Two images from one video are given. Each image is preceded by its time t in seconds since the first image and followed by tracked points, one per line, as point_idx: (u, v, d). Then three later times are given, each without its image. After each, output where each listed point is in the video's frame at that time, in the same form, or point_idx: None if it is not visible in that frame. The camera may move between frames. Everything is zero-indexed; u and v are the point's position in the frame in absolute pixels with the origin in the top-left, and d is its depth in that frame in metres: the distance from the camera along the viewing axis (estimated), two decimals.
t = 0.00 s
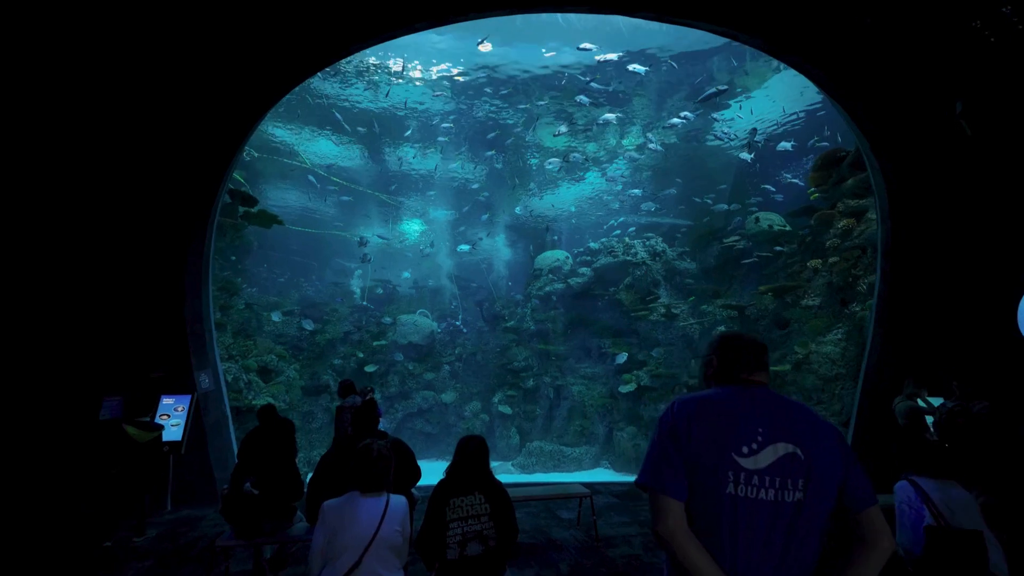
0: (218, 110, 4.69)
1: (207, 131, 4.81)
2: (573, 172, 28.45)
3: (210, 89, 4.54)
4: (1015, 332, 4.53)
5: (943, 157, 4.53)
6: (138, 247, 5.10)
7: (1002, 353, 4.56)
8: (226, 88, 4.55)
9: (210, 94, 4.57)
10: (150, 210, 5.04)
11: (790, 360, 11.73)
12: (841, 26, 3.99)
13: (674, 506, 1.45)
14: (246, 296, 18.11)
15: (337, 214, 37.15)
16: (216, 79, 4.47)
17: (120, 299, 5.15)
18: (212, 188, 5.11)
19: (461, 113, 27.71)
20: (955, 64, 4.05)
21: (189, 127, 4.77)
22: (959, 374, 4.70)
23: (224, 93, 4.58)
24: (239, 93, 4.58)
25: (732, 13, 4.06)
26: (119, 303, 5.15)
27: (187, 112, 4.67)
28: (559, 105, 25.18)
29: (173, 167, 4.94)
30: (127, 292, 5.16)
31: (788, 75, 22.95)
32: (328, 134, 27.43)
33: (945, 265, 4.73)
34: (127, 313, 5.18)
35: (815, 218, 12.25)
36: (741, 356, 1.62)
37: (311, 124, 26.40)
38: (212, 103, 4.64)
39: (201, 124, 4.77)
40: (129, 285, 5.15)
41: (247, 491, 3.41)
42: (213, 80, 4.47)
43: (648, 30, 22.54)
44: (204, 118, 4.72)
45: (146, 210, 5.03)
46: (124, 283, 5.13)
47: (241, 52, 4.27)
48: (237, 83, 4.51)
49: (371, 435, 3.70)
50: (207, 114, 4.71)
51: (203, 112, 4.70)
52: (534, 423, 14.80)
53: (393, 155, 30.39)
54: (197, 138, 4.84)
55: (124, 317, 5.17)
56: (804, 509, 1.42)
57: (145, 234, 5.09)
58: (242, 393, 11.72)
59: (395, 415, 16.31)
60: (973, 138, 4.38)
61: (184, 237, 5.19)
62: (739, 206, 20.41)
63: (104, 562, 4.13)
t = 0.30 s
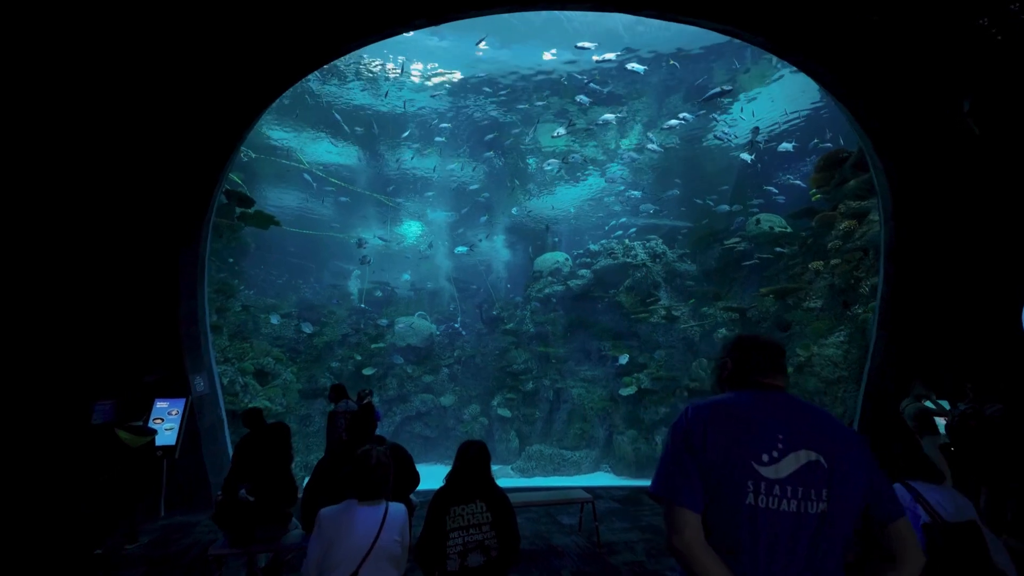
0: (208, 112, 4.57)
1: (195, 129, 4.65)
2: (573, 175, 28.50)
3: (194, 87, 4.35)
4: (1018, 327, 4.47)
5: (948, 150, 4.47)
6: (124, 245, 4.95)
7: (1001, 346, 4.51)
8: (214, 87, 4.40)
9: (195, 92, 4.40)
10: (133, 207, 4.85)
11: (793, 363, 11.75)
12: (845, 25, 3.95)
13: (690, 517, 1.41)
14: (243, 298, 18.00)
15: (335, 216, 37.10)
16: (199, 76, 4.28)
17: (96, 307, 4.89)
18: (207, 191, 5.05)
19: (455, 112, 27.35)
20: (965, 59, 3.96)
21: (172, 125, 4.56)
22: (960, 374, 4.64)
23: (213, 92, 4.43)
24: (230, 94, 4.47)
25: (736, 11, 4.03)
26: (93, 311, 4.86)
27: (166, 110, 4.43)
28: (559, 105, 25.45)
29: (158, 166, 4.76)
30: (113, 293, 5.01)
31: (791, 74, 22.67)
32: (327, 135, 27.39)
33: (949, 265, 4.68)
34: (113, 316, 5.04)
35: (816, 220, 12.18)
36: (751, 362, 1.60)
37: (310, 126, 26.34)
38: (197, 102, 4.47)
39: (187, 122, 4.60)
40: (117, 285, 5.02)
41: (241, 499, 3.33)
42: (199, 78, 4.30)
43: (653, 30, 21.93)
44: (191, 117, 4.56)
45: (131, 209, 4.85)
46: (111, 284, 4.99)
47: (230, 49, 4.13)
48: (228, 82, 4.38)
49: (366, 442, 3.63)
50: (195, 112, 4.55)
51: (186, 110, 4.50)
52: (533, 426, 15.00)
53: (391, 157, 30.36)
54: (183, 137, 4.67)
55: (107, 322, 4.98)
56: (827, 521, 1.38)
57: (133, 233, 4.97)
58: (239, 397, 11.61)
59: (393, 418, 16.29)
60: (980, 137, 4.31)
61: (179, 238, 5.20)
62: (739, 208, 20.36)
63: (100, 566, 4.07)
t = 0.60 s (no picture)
0: (207, 109, 4.47)
1: (193, 127, 4.56)
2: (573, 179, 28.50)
3: (192, 86, 4.29)
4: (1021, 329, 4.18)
5: (951, 151, 4.38)
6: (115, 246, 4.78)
7: (1000, 346, 4.28)
8: (212, 86, 4.33)
9: (192, 91, 4.33)
10: (125, 207, 4.71)
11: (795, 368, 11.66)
12: (849, 22, 3.97)
13: (709, 533, 1.41)
14: (241, 301, 17.93)
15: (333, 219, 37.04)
16: (196, 75, 4.22)
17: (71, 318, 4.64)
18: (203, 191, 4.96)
19: (454, 115, 26.68)
20: (965, 63, 3.98)
21: (169, 124, 4.48)
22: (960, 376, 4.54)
23: (210, 91, 4.37)
24: (229, 92, 4.39)
25: (737, 11, 4.10)
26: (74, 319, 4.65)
27: (164, 109, 4.38)
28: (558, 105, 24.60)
29: (154, 164, 4.65)
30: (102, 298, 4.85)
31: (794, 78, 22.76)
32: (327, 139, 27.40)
33: (954, 271, 4.57)
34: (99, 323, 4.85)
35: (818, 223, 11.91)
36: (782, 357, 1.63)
37: (310, 129, 26.30)
38: (195, 100, 4.40)
39: (184, 120, 4.51)
40: (110, 288, 4.87)
41: (235, 508, 3.25)
42: (197, 77, 4.23)
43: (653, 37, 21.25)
44: (189, 114, 4.47)
45: (123, 208, 4.72)
46: (102, 286, 4.83)
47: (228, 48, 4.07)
48: (225, 81, 4.32)
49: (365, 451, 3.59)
50: (193, 110, 4.46)
51: (183, 109, 4.43)
52: (533, 431, 14.96)
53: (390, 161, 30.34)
54: (181, 134, 4.57)
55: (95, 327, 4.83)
56: (858, 537, 1.37)
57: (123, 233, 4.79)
58: (234, 402, 11.49)
59: (391, 423, 16.14)
60: (989, 138, 4.13)
61: (177, 239, 5.01)
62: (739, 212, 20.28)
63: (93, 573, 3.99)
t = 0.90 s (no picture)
0: (201, 106, 4.39)
1: (187, 127, 4.48)
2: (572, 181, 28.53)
3: (186, 83, 4.20)
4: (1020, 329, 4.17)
5: (957, 151, 4.35)
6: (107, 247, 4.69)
7: (999, 345, 4.26)
8: (206, 82, 4.23)
9: (188, 89, 4.25)
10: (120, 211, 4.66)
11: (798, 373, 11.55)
12: (850, 22, 3.96)
13: (732, 548, 1.36)
14: (238, 305, 17.82)
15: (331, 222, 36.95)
16: (192, 72, 4.13)
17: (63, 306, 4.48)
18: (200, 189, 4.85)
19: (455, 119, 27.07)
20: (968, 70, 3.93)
21: (165, 122, 4.41)
22: (963, 378, 4.46)
23: (205, 89, 4.28)
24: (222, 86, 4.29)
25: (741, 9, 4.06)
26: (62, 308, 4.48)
27: (161, 108, 4.31)
28: (555, 112, 25.17)
29: (151, 165, 4.60)
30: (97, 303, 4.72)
31: (796, 82, 23.03)
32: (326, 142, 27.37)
33: (959, 270, 4.47)
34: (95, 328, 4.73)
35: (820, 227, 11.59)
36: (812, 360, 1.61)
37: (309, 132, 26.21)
38: (189, 96, 4.30)
39: (180, 119, 4.42)
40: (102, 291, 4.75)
41: (227, 519, 3.17)
42: (193, 73, 4.15)
43: (652, 37, 21.24)
44: (183, 112, 4.38)
45: (117, 211, 4.64)
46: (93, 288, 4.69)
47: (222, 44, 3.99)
48: (219, 75, 4.21)
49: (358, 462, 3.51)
50: (188, 108, 4.38)
51: (178, 105, 4.34)
52: (533, 437, 14.91)
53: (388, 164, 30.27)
54: (176, 135, 4.51)
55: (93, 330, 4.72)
56: (894, 555, 1.33)
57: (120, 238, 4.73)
58: (229, 407, 11.36)
59: (389, 429, 16.03)
60: (997, 139, 4.07)
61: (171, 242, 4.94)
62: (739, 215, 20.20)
63: None
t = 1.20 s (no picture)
0: (203, 107, 4.35)
1: (189, 130, 4.47)
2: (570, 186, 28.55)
3: (184, 88, 4.19)
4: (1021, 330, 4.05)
5: (964, 149, 4.25)
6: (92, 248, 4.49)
7: (999, 344, 4.13)
8: (211, 80, 4.18)
9: (190, 86, 4.18)
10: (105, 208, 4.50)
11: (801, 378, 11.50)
12: (852, 22, 3.96)
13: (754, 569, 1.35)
14: (235, 310, 17.69)
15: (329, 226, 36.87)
16: (195, 68, 4.07)
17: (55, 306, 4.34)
18: (196, 194, 4.82)
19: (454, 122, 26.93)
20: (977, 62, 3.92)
21: (167, 121, 4.35)
22: (964, 379, 4.30)
23: (208, 87, 4.22)
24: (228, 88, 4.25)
25: (744, 9, 4.03)
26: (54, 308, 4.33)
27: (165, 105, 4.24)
28: (555, 114, 24.80)
29: (148, 166, 4.54)
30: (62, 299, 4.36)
31: (796, 83, 22.37)
32: (325, 144, 27.30)
33: (966, 271, 4.32)
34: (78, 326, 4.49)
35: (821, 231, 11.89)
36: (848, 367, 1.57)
37: (307, 135, 26.05)
38: (193, 94, 4.24)
39: (182, 121, 4.40)
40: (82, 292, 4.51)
41: (219, 529, 3.13)
42: (196, 70, 4.09)
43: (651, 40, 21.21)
44: (185, 114, 4.35)
45: (111, 213, 4.54)
46: (81, 296, 4.51)
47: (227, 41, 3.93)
48: (225, 74, 4.16)
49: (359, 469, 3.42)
50: (190, 108, 4.34)
51: (181, 104, 4.28)
52: (531, 443, 14.78)
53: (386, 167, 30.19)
54: (176, 137, 4.48)
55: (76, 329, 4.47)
56: None
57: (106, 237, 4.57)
58: (225, 413, 11.19)
59: (386, 434, 15.93)
60: (1005, 138, 3.94)
61: (162, 247, 4.90)
62: (739, 219, 20.17)
63: None
